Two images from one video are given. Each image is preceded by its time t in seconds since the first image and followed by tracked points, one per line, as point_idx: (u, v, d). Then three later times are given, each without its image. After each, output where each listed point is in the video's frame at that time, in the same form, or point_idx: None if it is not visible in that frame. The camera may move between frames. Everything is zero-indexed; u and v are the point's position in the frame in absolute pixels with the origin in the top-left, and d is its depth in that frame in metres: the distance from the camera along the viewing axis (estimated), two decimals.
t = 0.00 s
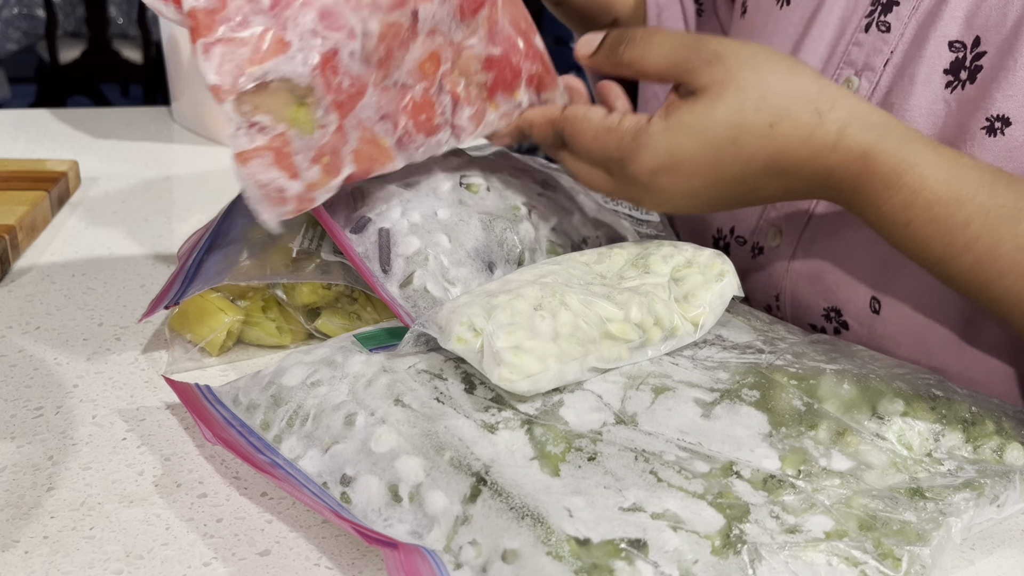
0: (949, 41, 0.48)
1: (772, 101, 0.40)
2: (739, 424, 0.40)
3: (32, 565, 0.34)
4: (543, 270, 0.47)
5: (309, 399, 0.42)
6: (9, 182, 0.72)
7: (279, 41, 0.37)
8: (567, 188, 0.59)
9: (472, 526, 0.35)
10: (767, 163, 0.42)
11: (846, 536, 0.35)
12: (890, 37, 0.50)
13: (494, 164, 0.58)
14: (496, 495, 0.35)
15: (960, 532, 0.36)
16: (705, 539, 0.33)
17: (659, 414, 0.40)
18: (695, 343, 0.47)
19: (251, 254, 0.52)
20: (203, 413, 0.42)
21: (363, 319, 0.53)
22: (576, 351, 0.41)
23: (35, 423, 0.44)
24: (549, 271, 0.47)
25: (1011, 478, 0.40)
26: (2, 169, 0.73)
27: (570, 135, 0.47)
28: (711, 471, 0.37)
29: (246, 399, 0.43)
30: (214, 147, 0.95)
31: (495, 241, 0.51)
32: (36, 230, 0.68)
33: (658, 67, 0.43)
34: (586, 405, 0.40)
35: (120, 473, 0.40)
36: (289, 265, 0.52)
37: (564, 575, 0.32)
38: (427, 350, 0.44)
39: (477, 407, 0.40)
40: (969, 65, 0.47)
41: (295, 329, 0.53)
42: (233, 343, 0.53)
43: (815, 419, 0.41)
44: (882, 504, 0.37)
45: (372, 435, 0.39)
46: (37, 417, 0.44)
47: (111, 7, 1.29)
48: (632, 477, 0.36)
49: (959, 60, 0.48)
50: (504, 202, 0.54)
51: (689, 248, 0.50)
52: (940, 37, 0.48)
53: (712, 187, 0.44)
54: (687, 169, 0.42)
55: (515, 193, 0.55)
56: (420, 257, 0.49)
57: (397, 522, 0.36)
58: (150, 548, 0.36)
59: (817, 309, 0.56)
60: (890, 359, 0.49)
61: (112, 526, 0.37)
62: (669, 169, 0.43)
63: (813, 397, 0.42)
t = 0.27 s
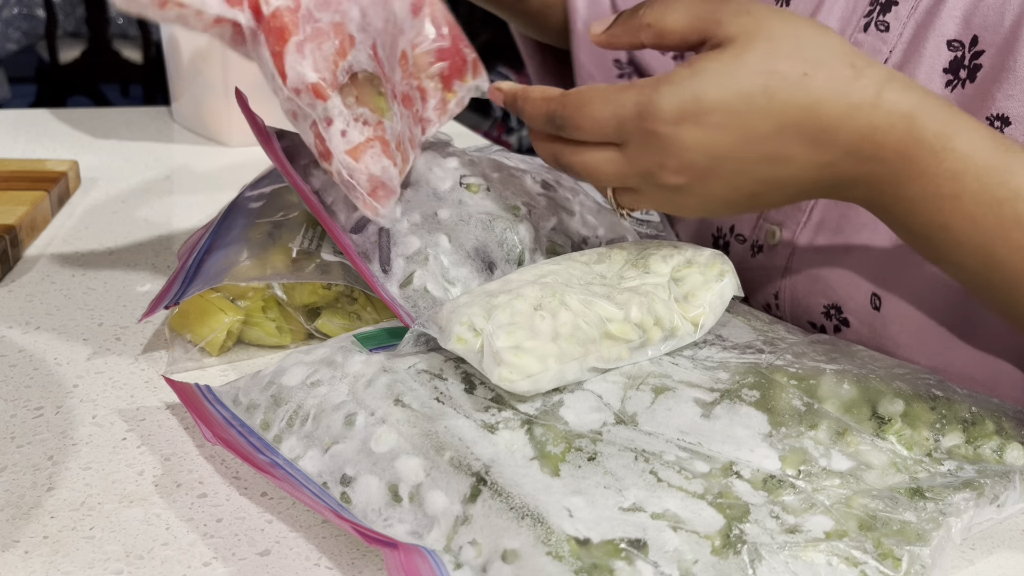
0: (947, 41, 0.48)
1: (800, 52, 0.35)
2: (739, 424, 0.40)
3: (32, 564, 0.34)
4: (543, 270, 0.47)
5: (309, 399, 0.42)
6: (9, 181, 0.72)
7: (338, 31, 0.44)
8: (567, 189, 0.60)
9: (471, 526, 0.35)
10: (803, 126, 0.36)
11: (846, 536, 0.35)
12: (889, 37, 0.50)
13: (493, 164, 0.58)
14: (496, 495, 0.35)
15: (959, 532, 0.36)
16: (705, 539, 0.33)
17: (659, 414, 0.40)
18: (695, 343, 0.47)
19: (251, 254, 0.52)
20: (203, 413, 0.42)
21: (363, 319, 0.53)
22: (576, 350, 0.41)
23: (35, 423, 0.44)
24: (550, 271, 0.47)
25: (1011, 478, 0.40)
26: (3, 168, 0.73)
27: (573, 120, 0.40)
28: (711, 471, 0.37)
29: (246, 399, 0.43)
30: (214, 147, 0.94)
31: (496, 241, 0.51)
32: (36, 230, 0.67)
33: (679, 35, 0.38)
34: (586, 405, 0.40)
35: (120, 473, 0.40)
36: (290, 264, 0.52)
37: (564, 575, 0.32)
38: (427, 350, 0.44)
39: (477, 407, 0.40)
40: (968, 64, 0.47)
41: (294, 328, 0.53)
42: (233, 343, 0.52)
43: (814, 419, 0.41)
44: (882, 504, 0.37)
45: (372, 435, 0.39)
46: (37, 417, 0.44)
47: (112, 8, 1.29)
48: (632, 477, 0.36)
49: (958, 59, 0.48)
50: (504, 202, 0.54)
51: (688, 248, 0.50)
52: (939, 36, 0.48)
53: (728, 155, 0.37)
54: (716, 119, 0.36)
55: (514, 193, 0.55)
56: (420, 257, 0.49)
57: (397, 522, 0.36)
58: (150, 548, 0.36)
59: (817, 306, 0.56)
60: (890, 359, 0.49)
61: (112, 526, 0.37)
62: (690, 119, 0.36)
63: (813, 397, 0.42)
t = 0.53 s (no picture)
0: (957, 50, 0.48)
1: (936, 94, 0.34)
2: (739, 425, 0.40)
3: (32, 564, 0.35)
4: (543, 270, 0.47)
5: (309, 399, 0.42)
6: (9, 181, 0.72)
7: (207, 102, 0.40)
8: (566, 190, 0.60)
9: (471, 525, 0.35)
10: (942, 172, 0.34)
11: (846, 536, 0.35)
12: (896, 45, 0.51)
13: (491, 163, 0.59)
14: (496, 495, 0.35)
15: (959, 532, 0.37)
16: (705, 539, 0.33)
17: (659, 414, 0.40)
18: (695, 343, 0.47)
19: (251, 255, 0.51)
20: (204, 414, 0.43)
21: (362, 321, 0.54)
22: (576, 350, 0.41)
23: (35, 423, 0.44)
24: (550, 271, 0.47)
25: (1011, 478, 0.40)
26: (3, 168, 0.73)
27: (686, 160, 0.38)
28: (711, 471, 0.37)
29: (246, 399, 0.43)
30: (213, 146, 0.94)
31: (497, 241, 0.51)
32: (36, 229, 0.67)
33: (798, 80, 0.36)
34: (586, 405, 0.40)
35: (120, 473, 0.40)
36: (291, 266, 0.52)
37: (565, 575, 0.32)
38: (428, 350, 0.44)
39: (477, 408, 0.40)
40: (977, 72, 0.47)
41: (294, 329, 0.53)
42: (231, 344, 0.52)
43: (814, 419, 0.41)
44: (882, 504, 0.37)
45: (372, 435, 0.39)
46: (37, 417, 0.44)
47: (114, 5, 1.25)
48: (632, 477, 0.36)
49: (967, 68, 0.48)
50: (504, 201, 0.54)
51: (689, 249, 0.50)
52: (949, 45, 0.48)
53: (866, 206, 0.36)
54: (851, 165, 0.34)
55: (513, 193, 0.55)
56: (420, 258, 0.49)
57: (397, 522, 0.36)
58: (150, 548, 0.36)
59: (817, 313, 0.57)
60: (890, 359, 0.49)
61: (112, 526, 0.37)
62: (826, 165, 0.34)
63: (813, 397, 0.42)
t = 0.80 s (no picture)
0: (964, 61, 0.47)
1: None
2: (737, 426, 0.40)
3: (33, 565, 0.35)
4: (542, 271, 0.47)
5: (308, 401, 0.42)
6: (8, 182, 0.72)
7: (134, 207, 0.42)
8: (565, 190, 0.60)
9: (470, 525, 0.35)
10: None
11: (846, 534, 0.35)
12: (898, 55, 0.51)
13: (490, 163, 0.58)
14: (495, 494, 0.35)
15: (957, 530, 0.37)
16: (703, 538, 0.33)
17: (657, 416, 0.40)
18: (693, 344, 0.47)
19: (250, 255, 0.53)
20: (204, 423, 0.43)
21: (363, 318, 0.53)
22: (574, 351, 0.41)
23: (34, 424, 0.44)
24: (549, 271, 0.47)
25: (1010, 478, 0.40)
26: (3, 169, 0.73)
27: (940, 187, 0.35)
28: (709, 472, 0.37)
29: (245, 404, 0.43)
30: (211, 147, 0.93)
31: (496, 241, 0.51)
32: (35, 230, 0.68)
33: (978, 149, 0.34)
34: (584, 407, 0.40)
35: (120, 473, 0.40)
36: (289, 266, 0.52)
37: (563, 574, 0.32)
38: (425, 348, 0.44)
39: (476, 409, 0.40)
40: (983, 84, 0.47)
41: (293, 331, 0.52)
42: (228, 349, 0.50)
43: (813, 419, 0.41)
44: (881, 502, 0.37)
45: (370, 436, 0.39)
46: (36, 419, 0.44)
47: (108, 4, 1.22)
48: (629, 477, 0.36)
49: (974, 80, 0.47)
50: (503, 201, 0.54)
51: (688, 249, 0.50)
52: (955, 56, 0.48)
53: None
54: None
55: (512, 193, 0.55)
56: (418, 257, 0.49)
57: (396, 522, 0.36)
58: (150, 548, 0.36)
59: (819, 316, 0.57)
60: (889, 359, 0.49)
61: (112, 526, 0.37)
62: None
63: (812, 398, 0.42)
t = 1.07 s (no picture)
0: (962, 50, 0.48)
1: None
2: (737, 426, 0.40)
3: (33, 564, 0.34)
4: (542, 271, 0.47)
5: (309, 401, 0.42)
6: (8, 181, 0.72)
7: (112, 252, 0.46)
8: (565, 190, 0.60)
9: (470, 525, 0.34)
10: None
11: (846, 534, 0.35)
12: (895, 46, 0.51)
13: (490, 164, 0.58)
14: (495, 495, 0.35)
15: (959, 531, 0.36)
16: (703, 539, 0.33)
17: (658, 416, 0.40)
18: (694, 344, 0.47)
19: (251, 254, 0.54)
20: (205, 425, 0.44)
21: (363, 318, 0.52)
22: (575, 351, 0.41)
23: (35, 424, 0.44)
24: (550, 271, 0.47)
25: (1011, 478, 0.40)
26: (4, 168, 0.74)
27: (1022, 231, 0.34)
28: (709, 472, 0.37)
29: (245, 401, 0.45)
30: (213, 147, 0.93)
31: (496, 241, 0.51)
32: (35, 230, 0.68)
33: None
34: (585, 407, 0.40)
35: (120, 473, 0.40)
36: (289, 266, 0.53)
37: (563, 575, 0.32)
38: (425, 348, 0.44)
39: (476, 409, 0.40)
40: (984, 73, 0.47)
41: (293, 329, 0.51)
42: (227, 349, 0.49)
43: (813, 419, 0.41)
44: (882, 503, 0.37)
45: (370, 436, 0.39)
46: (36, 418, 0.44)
47: (111, 7, 1.23)
48: (630, 477, 0.36)
49: (973, 68, 0.48)
50: (503, 201, 0.54)
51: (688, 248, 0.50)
52: (953, 46, 0.48)
53: None
54: None
55: (512, 193, 0.55)
56: (419, 258, 0.49)
57: (396, 523, 0.36)
58: (150, 548, 0.36)
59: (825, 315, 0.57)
60: (889, 359, 0.49)
61: (112, 526, 0.37)
62: None
63: (812, 398, 0.42)
